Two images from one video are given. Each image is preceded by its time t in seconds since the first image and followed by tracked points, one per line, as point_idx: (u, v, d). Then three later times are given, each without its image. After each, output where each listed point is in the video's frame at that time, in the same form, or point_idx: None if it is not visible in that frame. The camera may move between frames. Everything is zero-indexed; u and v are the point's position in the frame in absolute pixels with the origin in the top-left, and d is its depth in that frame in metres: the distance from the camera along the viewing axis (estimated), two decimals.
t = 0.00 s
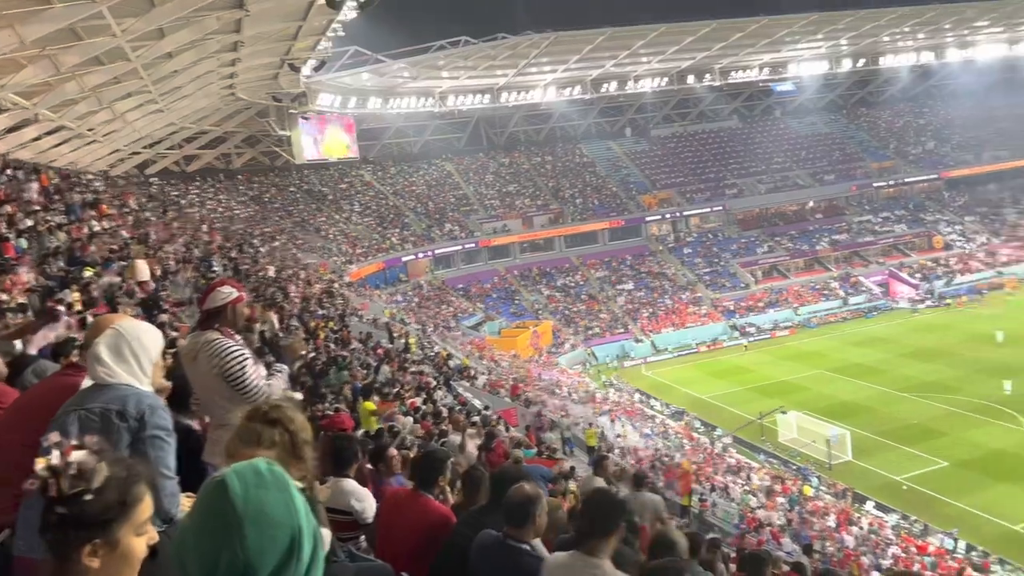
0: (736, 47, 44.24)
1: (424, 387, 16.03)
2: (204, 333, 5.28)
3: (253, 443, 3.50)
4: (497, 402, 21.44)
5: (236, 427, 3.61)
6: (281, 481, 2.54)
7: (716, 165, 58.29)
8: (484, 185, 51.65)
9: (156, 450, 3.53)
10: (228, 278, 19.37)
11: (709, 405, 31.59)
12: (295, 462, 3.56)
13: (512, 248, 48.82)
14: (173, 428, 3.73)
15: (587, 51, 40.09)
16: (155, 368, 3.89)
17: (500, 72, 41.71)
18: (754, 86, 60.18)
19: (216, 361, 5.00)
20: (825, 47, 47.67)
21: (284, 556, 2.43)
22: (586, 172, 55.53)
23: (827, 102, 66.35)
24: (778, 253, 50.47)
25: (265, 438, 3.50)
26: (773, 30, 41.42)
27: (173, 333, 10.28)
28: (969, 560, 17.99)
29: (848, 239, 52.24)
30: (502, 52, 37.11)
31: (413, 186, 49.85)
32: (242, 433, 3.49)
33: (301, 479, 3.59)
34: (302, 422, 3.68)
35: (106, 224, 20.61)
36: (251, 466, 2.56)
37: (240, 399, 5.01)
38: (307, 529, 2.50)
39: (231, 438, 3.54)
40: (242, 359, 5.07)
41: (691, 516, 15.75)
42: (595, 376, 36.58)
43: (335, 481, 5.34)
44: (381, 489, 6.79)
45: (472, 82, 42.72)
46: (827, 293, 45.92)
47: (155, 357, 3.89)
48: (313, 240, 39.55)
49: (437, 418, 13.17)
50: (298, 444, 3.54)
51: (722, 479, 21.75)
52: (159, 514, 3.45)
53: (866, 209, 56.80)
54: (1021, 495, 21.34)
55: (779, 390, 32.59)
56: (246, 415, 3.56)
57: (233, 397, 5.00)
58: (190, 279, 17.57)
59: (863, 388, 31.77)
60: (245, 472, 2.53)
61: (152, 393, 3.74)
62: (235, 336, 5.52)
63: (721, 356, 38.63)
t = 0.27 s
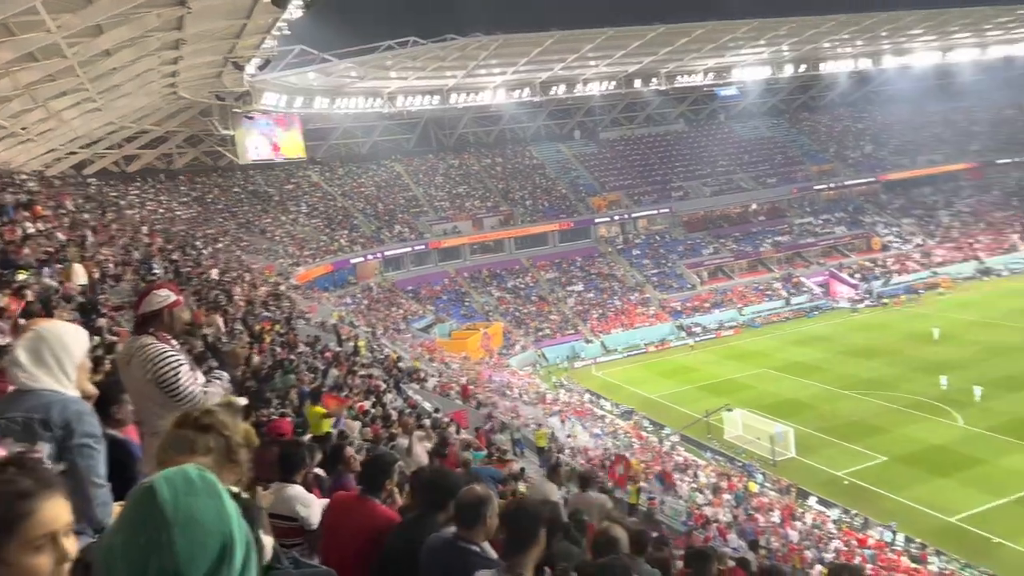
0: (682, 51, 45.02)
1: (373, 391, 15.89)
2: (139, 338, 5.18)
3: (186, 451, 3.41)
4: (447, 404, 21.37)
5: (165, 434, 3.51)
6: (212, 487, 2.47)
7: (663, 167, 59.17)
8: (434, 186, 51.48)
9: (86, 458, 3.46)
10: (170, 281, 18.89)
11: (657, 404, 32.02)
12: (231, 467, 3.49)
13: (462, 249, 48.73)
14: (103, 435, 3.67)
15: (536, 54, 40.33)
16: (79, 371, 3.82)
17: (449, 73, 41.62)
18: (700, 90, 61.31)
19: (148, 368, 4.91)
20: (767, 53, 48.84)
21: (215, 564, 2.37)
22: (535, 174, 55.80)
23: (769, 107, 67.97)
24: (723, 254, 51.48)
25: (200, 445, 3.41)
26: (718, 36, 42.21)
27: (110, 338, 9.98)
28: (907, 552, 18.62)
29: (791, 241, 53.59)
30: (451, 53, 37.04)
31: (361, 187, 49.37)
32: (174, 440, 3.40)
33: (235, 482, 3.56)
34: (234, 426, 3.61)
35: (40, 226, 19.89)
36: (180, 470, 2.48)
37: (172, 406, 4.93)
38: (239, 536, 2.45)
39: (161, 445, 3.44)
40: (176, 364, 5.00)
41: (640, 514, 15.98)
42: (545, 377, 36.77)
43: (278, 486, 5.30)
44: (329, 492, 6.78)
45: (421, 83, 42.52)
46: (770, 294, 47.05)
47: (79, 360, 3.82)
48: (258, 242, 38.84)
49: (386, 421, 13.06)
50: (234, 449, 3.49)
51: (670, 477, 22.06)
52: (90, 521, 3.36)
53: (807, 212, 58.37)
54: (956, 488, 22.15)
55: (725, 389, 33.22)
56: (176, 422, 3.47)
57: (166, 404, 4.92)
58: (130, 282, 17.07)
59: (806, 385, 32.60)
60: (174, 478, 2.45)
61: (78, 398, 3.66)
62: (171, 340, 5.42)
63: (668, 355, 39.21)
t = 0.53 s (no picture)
0: (626, 56, 45.59)
1: (319, 395, 15.69)
2: (72, 343, 5.01)
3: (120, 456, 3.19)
4: (395, 407, 21.20)
5: (94, 438, 3.27)
6: (142, 492, 2.44)
7: (609, 170, 59.83)
8: (381, 188, 51.06)
9: (10, 473, 3.52)
10: (106, 284, 18.30)
11: (605, 404, 32.35)
12: (168, 470, 3.30)
13: (410, 251, 48.42)
14: (26, 446, 3.66)
15: (482, 56, 40.30)
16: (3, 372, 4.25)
17: (395, 74, 41.31)
18: (644, 94, 62.17)
19: (83, 374, 4.78)
20: (710, 58, 49.84)
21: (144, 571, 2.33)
22: (483, 176, 55.85)
23: (712, 111, 69.35)
24: (667, 256, 52.31)
25: (136, 448, 3.20)
26: (661, 41, 42.88)
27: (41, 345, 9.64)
28: (846, 545, 19.21)
29: (733, 242, 54.76)
30: (397, 54, 36.81)
31: (306, 188, 48.68)
32: (105, 445, 3.15)
33: (171, 486, 3.36)
34: (169, 430, 3.40)
35: None
36: (108, 477, 2.44)
37: (107, 413, 4.79)
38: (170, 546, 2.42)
39: (90, 451, 3.20)
40: (112, 368, 4.86)
41: (588, 513, 16.15)
42: (493, 379, 36.78)
43: (216, 494, 5.21)
44: (273, 499, 6.68)
45: (366, 83, 42.13)
46: (714, 294, 48.02)
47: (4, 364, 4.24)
48: (199, 244, 37.94)
49: (332, 426, 12.89)
50: (169, 451, 3.30)
51: (618, 476, 22.28)
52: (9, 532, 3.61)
53: (748, 214, 59.78)
54: (891, 481, 22.93)
55: (671, 388, 33.73)
56: (106, 426, 3.24)
57: (98, 409, 4.79)
58: (62, 286, 16.48)
59: (749, 384, 33.36)
60: (100, 485, 2.39)
61: None
62: (108, 345, 5.25)
63: (616, 356, 39.63)
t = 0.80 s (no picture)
0: (568, 59, 46.06)
1: (258, 401, 15.37)
2: None
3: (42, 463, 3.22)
4: (337, 412, 20.92)
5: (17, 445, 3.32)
6: (99, 502, 2.71)
7: (552, 172, 60.25)
8: (322, 190, 50.36)
9: None
10: (31, 289, 17.57)
11: (550, 406, 32.54)
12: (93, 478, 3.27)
13: (352, 254, 47.87)
14: None
15: (425, 57, 40.19)
16: None
17: (336, 74, 40.84)
18: (586, 98, 62.82)
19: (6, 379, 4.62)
20: (650, 63, 50.70)
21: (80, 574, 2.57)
22: (426, 178, 55.59)
23: (653, 115, 70.48)
24: (610, 258, 52.90)
25: (56, 454, 3.23)
26: (603, 45, 43.43)
27: None
28: (784, 539, 19.74)
29: (674, 244, 55.75)
30: (338, 54, 36.40)
31: (245, 190, 47.68)
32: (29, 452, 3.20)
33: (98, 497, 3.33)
34: (99, 439, 3.41)
35: None
36: (74, 486, 2.71)
37: (30, 419, 4.63)
38: (115, 552, 2.68)
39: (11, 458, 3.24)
40: (39, 374, 4.71)
41: (534, 514, 16.19)
42: (438, 382, 36.62)
43: (148, 504, 5.06)
44: (208, 508, 6.49)
45: (307, 83, 41.54)
46: (656, 295, 48.82)
47: None
48: (132, 247, 36.78)
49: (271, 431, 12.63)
50: (93, 459, 3.29)
51: (562, 476, 22.43)
52: None
53: (688, 216, 60.97)
54: (826, 476, 23.66)
55: (615, 388, 34.12)
56: (30, 432, 3.30)
57: (21, 416, 4.63)
58: None
59: (689, 383, 34.00)
60: (65, 491, 2.67)
61: None
62: (38, 351, 5.15)
63: (560, 357, 39.90)
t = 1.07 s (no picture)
0: (508, 63, 46.19)
1: (192, 408, 15.01)
2: None
3: None
4: (274, 419, 20.53)
5: None
6: (119, 546, 3.46)
7: (492, 175, 60.32)
8: (257, 192, 49.32)
9: None
10: None
11: (492, 408, 32.58)
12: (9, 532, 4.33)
13: (290, 256, 47.00)
14: None
15: (363, 58, 39.74)
16: None
17: (272, 74, 40.03)
18: (526, 101, 63.08)
19: None
20: (589, 67, 51.24)
21: None
22: (365, 180, 54.96)
23: (592, 119, 71.19)
24: (551, 260, 53.26)
25: None
26: (542, 49, 43.68)
27: None
28: (721, 535, 20.23)
29: (613, 247, 56.44)
30: (273, 53, 35.66)
31: (177, 191, 46.31)
32: None
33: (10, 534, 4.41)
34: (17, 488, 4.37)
35: None
36: (107, 529, 3.51)
37: None
38: None
39: None
40: None
41: (476, 517, 16.16)
42: (379, 386, 36.26)
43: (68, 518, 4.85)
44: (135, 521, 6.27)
45: (241, 82, 40.60)
46: (596, 296, 49.37)
47: None
48: (56, 251, 35.33)
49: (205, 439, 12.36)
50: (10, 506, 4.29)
51: (504, 478, 22.49)
52: None
53: (627, 219, 61.84)
54: (760, 472, 24.32)
55: (556, 390, 34.37)
56: None
57: None
58: None
59: (629, 383, 34.52)
60: (99, 528, 3.46)
61: None
62: None
63: (502, 360, 39.98)
